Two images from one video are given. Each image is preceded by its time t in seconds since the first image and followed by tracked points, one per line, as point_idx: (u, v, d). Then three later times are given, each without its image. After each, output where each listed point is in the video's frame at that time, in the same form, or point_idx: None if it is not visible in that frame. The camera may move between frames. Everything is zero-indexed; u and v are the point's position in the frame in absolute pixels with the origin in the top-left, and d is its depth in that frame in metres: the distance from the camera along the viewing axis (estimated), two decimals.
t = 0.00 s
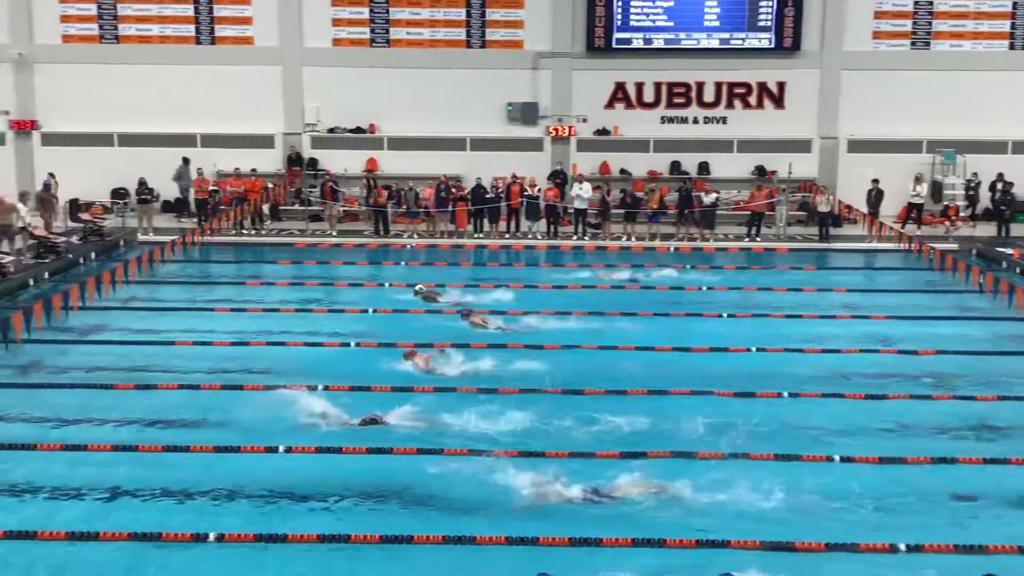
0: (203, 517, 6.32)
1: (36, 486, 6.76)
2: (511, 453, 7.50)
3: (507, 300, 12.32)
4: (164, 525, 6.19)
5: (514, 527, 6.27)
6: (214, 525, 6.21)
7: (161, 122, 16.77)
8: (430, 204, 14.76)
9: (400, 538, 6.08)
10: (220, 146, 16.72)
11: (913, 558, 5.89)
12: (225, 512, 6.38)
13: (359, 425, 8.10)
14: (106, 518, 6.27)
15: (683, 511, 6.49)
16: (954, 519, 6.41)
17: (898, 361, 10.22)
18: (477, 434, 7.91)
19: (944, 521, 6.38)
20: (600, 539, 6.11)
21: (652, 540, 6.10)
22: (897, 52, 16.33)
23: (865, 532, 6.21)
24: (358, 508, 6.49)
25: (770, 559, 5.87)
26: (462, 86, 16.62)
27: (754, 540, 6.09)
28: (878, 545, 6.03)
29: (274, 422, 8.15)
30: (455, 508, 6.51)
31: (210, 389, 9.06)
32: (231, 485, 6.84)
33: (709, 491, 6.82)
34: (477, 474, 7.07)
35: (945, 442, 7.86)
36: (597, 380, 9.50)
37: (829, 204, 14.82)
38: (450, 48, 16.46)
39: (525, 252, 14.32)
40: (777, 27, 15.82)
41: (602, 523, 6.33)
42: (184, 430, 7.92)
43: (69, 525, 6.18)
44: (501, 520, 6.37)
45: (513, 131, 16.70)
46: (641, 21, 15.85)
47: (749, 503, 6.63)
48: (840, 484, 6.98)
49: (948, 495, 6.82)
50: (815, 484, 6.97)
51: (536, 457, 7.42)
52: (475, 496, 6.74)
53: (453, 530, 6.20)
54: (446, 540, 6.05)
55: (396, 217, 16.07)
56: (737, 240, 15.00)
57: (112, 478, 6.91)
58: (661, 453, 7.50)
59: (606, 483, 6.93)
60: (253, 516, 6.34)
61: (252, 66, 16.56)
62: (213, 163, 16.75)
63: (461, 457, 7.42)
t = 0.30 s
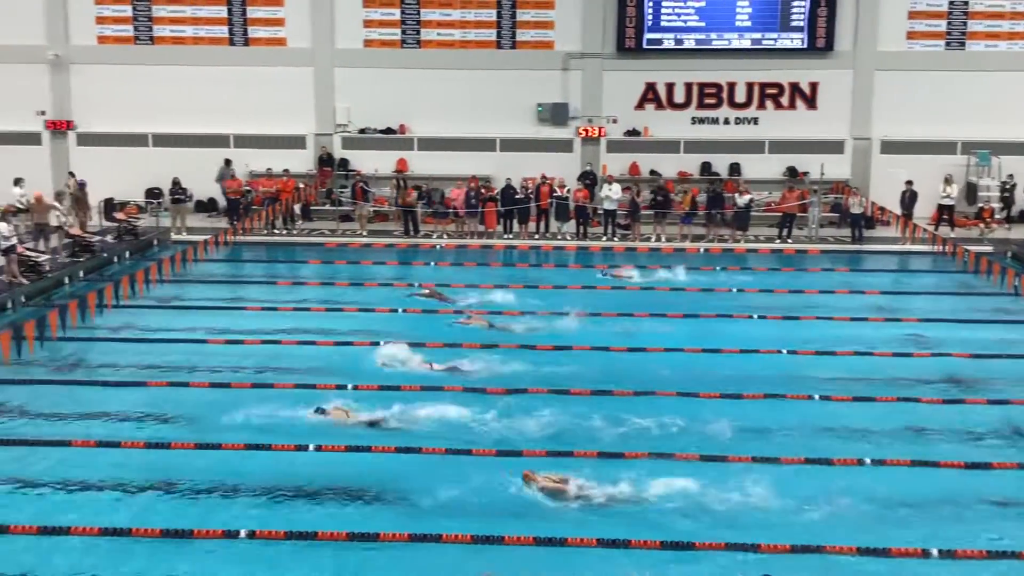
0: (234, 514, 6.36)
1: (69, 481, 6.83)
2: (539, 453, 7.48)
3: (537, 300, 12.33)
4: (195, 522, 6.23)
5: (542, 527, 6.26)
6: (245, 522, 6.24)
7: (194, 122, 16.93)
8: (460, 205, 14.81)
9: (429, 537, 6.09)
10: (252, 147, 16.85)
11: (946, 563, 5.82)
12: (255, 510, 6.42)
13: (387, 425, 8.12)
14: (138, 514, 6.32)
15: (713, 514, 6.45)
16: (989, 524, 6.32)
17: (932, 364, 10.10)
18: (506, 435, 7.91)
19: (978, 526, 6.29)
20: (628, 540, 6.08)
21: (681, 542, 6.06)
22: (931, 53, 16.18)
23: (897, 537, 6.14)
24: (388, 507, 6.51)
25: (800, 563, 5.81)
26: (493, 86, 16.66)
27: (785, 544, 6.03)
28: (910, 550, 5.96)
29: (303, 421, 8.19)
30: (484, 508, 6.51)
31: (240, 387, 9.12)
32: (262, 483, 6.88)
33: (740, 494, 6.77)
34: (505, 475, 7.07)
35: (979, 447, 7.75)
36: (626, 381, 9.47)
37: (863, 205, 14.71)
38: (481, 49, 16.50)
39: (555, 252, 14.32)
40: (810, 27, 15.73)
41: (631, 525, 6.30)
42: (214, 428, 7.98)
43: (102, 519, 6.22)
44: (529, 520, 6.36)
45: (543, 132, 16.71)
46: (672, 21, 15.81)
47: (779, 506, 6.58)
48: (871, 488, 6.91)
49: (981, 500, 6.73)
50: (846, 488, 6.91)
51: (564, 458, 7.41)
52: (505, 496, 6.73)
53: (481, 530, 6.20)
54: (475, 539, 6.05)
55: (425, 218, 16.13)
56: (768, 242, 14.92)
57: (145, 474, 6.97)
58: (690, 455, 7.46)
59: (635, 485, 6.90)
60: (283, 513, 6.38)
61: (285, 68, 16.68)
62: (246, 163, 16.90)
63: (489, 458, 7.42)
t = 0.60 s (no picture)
0: (259, 513, 6.38)
1: (98, 478, 6.89)
2: (564, 454, 7.47)
3: (563, 301, 12.34)
4: (220, 519, 6.27)
5: (567, 528, 6.25)
6: (270, 520, 6.28)
7: (223, 123, 17.07)
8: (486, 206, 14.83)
9: (452, 536, 6.09)
10: (279, 147, 16.95)
11: (975, 569, 5.75)
12: (280, 509, 6.45)
13: (415, 424, 8.14)
14: (164, 511, 6.36)
15: (738, 516, 6.41)
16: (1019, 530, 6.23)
17: (961, 368, 9.99)
18: (530, 435, 7.90)
19: (1008, 532, 6.21)
20: (652, 543, 6.06)
21: (706, 545, 6.03)
22: (962, 53, 16.03)
23: (925, 542, 6.07)
24: (412, 507, 6.52)
25: (826, 567, 5.76)
26: (520, 87, 16.67)
27: (810, 548, 5.98)
28: (939, 555, 5.90)
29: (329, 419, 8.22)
30: (508, 509, 6.51)
31: (265, 386, 9.18)
32: (288, 481, 6.92)
33: (765, 497, 6.71)
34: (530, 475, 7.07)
35: (1010, 451, 7.65)
36: (652, 383, 9.45)
37: (892, 207, 14.61)
38: (508, 49, 16.52)
39: (581, 253, 14.32)
40: (839, 27, 15.65)
41: (654, 527, 6.28)
42: (241, 427, 8.03)
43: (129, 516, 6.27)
44: (553, 521, 6.35)
45: (570, 133, 16.72)
46: (700, 21, 15.76)
47: (804, 510, 6.53)
48: (898, 493, 6.84)
49: (1011, 505, 6.64)
50: (873, 492, 6.85)
51: (589, 459, 7.39)
52: (530, 496, 6.72)
53: (505, 531, 6.20)
54: (498, 540, 6.05)
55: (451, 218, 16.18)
56: (796, 243, 14.84)
57: (172, 472, 7.01)
58: (716, 458, 7.42)
59: (659, 487, 6.87)
60: (308, 512, 6.41)
61: (312, 68, 16.76)
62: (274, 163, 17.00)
63: (514, 458, 7.42)
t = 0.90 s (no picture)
0: (281, 511, 6.41)
1: (122, 475, 6.94)
2: (585, 455, 7.46)
3: (585, 301, 12.33)
4: (243, 518, 6.29)
5: (588, 529, 6.23)
6: (292, 519, 6.30)
7: (247, 123, 17.18)
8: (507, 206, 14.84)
9: (473, 536, 6.09)
10: (303, 147, 17.07)
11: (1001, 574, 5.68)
12: (302, 507, 6.47)
13: (438, 425, 8.15)
14: (187, 509, 6.39)
15: (761, 519, 6.37)
16: None
17: (987, 371, 9.89)
18: (552, 436, 7.89)
19: None
20: (674, 544, 6.02)
21: (728, 547, 5.99)
22: (988, 54, 15.89)
23: (950, 547, 6.01)
24: (434, 507, 6.52)
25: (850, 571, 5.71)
26: (542, 87, 16.67)
27: (833, 551, 5.93)
28: (964, 559, 5.83)
29: (351, 419, 8.25)
30: (529, 509, 6.51)
31: (287, 385, 9.22)
32: (311, 480, 6.94)
33: (788, 500, 6.67)
34: (552, 476, 7.06)
35: None
36: (674, 384, 9.41)
37: (918, 208, 14.50)
38: (531, 50, 16.52)
39: (603, 254, 14.31)
40: (864, 27, 15.57)
41: (676, 528, 6.26)
42: (263, 426, 8.07)
43: (152, 514, 6.30)
44: (574, 522, 6.33)
45: (593, 133, 16.70)
46: (724, 21, 15.72)
47: (827, 513, 6.48)
48: (923, 497, 6.78)
49: None
50: (897, 496, 6.79)
51: (611, 460, 7.37)
52: (551, 497, 6.71)
53: (527, 531, 6.19)
54: (520, 540, 6.04)
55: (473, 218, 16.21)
56: (820, 245, 14.76)
57: (195, 470, 7.05)
58: (738, 460, 7.39)
59: (681, 489, 6.85)
60: (330, 511, 6.42)
61: (336, 69, 16.83)
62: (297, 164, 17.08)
63: (536, 458, 7.40)
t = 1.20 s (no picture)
0: (305, 511, 6.44)
1: (148, 473, 6.99)
2: (608, 456, 7.46)
3: (609, 302, 12.32)
4: (267, 516, 6.33)
5: (610, 530, 6.22)
6: (315, 518, 6.33)
7: (272, 124, 17.28)
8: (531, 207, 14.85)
9: (495, 536, 6.09)
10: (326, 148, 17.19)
11: None
12: (325, 507, 6.50)
13: (462, 424, 8.16)
14: (212, 507, 6.44)
15: (783, 522, 6.34)
16: None
17: (1016, 374, 9.78)
18: (576, 437, 7.89)
19: None
20: (697, 547, 5.99)
21: (751, 550, 5.96)
22: (1017, 54, 15.76)
23: (977, 552, 5.95)
24: (456, 507, 6.53)
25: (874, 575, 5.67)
26: (566, 88, 16.67)
27: (858, 555, 5.89)
28: (991, 565, 5.77)
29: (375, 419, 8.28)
30: (551, 510, 6.50)
31: (310, 384, 9.26)
32: (335, 480, 6.97)
33: (812, 503, 6.63)
34: (574, 477, 7.05)
35: None
36: (698, 386, 9.39)
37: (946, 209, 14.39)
38: (555, 51, 16.53)
39: (626, 255, 14.29)
40: (891, 28, 15.49)
41: (699, 530, 6.23)
42: (287, 425, 8.11)
43: (178, 512, 6.35)
44: (596, 523, 6.32)
45: (617, 134, 16.68)
46: (749, 22, 15.68)
47: (852, 516, 6.43)
48: (949, 501, 6.71)
49: None
50: (923, 500, 6.73)
51: (633, 462, 7.35)
52: (574, 498, 6.71)
53: (549, 532, 6.19)
54: (542, 541, 6.04)
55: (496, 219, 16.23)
56: (846, 247, 14.67)
57: (220, 469, 7.08)
58: (762, 462, 7.35)
59: (704, 491, 6.82)
60: (353, 511, 6.45)
61: (360, 70, 16.91)
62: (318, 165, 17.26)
63: (558, 459, 7.40)
